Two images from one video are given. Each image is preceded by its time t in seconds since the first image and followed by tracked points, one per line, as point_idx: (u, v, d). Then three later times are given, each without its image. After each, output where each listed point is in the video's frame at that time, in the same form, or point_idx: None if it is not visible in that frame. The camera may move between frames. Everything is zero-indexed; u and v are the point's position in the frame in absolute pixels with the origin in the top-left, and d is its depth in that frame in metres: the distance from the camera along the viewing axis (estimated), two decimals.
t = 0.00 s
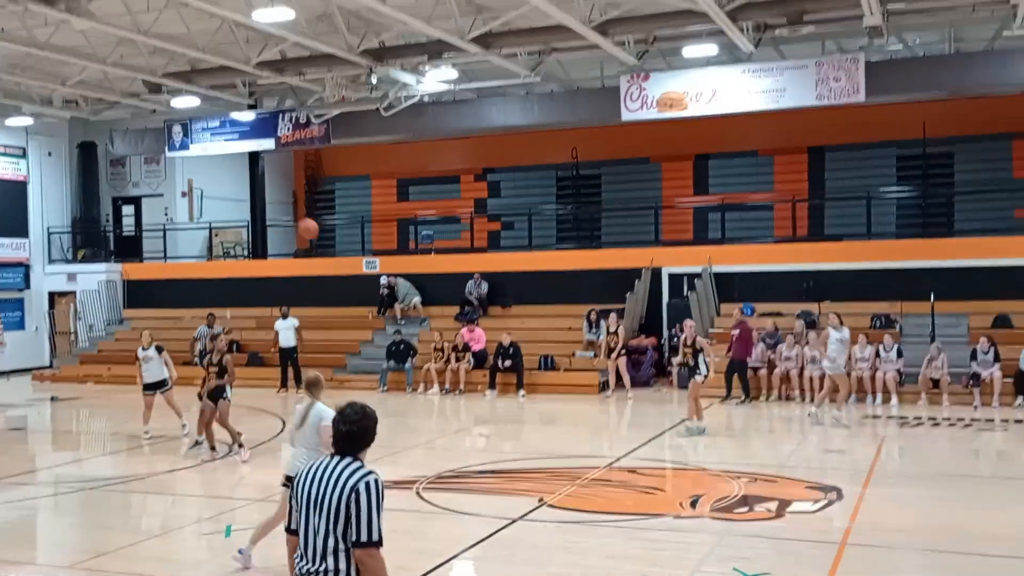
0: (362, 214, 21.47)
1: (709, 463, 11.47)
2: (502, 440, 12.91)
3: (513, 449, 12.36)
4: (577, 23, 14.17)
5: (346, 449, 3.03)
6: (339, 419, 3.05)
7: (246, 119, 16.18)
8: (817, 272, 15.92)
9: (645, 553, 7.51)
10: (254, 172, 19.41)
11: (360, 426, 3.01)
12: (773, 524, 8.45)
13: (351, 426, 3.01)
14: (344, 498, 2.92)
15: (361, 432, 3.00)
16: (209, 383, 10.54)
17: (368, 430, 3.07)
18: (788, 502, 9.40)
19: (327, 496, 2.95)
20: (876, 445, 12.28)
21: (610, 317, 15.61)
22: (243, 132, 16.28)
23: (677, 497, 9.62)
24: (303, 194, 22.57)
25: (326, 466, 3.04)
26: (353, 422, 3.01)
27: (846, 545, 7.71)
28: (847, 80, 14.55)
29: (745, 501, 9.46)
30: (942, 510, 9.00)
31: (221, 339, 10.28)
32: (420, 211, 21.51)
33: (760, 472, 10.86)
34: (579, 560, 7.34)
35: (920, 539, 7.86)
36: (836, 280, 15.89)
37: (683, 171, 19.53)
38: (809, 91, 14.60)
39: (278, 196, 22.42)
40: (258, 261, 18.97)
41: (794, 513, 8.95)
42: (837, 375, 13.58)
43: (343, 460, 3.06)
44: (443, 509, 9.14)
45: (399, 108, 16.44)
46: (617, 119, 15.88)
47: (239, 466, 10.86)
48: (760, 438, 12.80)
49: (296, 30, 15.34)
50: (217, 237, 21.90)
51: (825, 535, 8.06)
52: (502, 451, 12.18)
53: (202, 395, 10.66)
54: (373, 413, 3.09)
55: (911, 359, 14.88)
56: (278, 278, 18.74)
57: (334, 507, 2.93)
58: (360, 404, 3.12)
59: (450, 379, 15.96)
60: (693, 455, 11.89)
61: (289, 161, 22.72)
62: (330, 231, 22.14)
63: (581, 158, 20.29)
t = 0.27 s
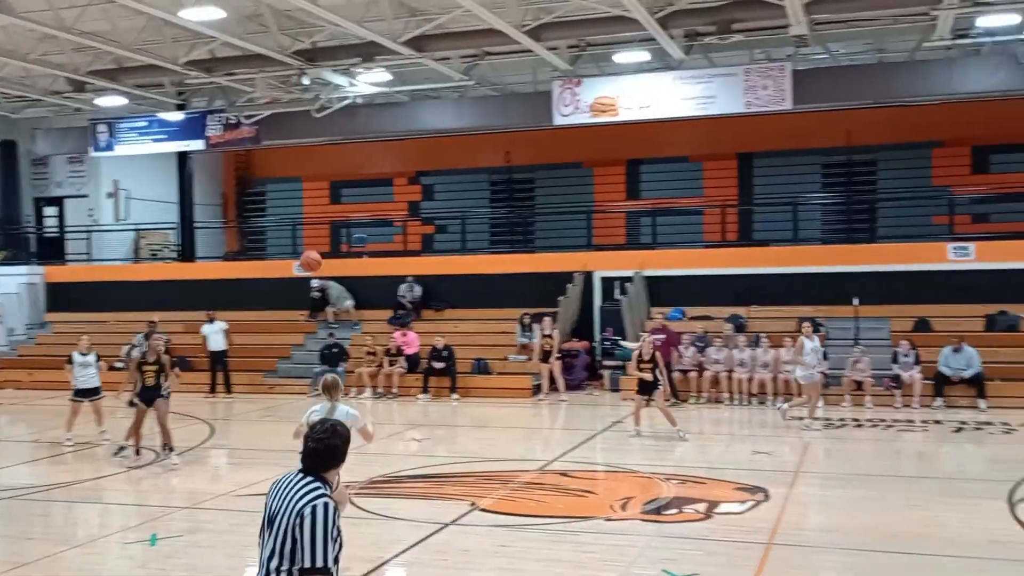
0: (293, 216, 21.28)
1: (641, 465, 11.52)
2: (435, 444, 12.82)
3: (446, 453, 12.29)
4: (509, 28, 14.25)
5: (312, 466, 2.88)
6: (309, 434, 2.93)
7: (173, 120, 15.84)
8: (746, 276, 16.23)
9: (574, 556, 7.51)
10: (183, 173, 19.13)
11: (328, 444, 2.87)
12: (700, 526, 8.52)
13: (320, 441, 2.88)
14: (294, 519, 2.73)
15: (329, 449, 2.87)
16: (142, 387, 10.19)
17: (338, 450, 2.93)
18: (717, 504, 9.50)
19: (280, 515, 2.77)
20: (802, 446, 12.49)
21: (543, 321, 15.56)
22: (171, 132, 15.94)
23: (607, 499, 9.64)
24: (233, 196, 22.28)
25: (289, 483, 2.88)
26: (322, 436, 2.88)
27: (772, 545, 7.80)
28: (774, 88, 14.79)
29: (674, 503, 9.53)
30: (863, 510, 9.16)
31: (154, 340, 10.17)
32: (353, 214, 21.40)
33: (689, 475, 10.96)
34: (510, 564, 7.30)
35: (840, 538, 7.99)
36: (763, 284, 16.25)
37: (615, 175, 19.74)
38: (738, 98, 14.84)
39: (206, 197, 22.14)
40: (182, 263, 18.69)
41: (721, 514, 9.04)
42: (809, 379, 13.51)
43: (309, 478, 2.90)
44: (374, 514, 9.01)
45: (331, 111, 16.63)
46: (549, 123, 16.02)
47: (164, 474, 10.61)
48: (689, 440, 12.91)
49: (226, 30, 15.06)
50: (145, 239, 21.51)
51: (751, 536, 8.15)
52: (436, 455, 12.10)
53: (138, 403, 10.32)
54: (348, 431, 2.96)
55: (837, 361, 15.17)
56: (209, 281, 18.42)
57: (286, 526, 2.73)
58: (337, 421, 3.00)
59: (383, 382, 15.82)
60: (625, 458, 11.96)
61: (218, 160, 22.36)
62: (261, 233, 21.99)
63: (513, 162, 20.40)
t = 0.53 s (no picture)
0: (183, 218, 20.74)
1: (536, 469, 11.50)
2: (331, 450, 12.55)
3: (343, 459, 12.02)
4: (406, 31, 14.27)
5: (270, 475, 3.03)
6: (272, 443, 3.10)
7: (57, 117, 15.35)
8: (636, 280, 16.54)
9: (469, 560, 7.47)
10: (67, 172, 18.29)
11: (288, 453, 3.04)
12: (593, 527, 8.59)
13: (281, 447, 3.04)
14: (247, 526, 2.85)
15: (288, 456, 3.03)
16: (45, 405, 10.20)
17: (299, 459, 3.08)
18: (609, 505, 9.59)
19: (236, 523, 2.91)
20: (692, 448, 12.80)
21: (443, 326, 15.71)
22: (54, 130, 15.42)
23: (501, 503, 9.61)
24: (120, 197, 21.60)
25: (250, 492, 3.02)
26: (282, 443, 3.05)
27: (664, 545, 7.91)
28: (667, 96, 15.13)
29: (568, 505, 9.58)
30: (753, 509, 9.38)
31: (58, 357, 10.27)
32: (246, 214, 21.07)
33: (583, 477, 11.04)
34: (403, 570, 7.18)
35: (727, 535, 8.20)
36: (654, 287, 16.58)
37: (511, 180, 19.85)
38: (632, 106, 15.12)
39: (92, 197, 21.30)
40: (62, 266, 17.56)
41: (614, 516, 9.11)
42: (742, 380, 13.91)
43: (269, 486, 3.04)
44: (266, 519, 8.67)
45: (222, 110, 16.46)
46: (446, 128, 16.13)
47: (37, 488, 10.08)
48: (588, 443, 13.01)
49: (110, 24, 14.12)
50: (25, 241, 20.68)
51: (642, 536, 8.26)
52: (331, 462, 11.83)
53: (38, 419, 10.30)
54: (309, 441, 3.13)
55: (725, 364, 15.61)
56: (96, 285, 17.79)
57: (238, 532, 2.87)
58: (298, 431, 3.17)
59: (277, 388, 15.61)
60: (522, 461, 11.98)
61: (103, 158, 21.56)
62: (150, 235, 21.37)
63: (411, 166, 20.35)
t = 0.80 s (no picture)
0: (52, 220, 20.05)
1: (421, 475, 11.42)
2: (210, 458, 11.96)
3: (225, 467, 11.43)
4: (288, 32, 14.10)
5: (225, 484, 2.87)
6: (226, 449, 2.93)
7: None
8: (520, 287, 16.63)
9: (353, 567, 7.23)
10: None
11: (240, 462, 2.86)
12: (475, 531, 8.54)
13: (231, 456, 2.86)
14: (197, 540, 2.73)
15: (242, 466, 2.86)
16: None
17: (253, 465, 2.90)
18: (490, 510, 9.55)
19: (187, 535, 2.78)
20: (571, 450, 12.97)
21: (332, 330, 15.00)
22: None
23: (383, 508, 9.49)
24: None
25: (204, 502, 2.86)
26: (233, 452, 2.87)
27: (546, 548, 7.92)
28: (549, 104, 15.49)
29: (450, 510, 9.50)
30: (630, 510, 9.53)
31: None
32: (121, 217, 20.48)
33: (466, 482, 11.01)
34: None
35: (601, 537, 8.30)
36: (538, 294, 16.68)
37: (396, 185, 19.78)
38: (515, 113, 15.44)
39: None
40: None
41: (497, 520, 9.07)
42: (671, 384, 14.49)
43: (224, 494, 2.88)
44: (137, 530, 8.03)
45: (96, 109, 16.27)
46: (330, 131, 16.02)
47: None
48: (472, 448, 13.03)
49: None
50: None
51: (523, 539, 8.27)
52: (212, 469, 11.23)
53: None
54: (264, 448, 2.95)
55: (607, 368, 16.00)
56: None
57: (192, 546, 2.74)
58: (252, 437, 2.99)
59: (152, 396, 15.14)
60: (404, 466, 11.84)
61: None
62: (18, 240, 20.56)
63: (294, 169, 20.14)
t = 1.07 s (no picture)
0: None
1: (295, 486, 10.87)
2: (71, 474, 11.14)
3: (87, 484, 10.57)
4: (157, 32, 13.55)
5: (185, 488, 2.97)
6: (188, 451, 3.03)
7: None
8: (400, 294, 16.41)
9: None
10: None
11: (199, 466, 2.97)
12: (351, 542, 8.43)
13: (188, 462, 2.96)
14: (154, 541, 2.86)
15: (200, 471, 2.96)
16: None
17: (211, 469, 3.00)
18: (368, 519, 9.38)
19: (147, 535, 2.91)
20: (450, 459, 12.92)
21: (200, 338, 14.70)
22: None
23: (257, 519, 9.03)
24: None
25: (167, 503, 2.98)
26: (192, 456, 2.98)
27: (425, 555, 7.97)
28: (430, 111, 15.49)
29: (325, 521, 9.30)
30: (508, 515, 9.59)
31: None
32: None
33: (342, 491, 10.73)
34: None
35: (481, 543, 8.41)
36: (416, 300, 16.71)
37: (271, 190, 19.98)
38: (394, 120, 15.38)
39: None
40: None
41: (374, 529, 8.99)
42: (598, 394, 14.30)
43: (184, 497, 2.99)
44: None
45: None
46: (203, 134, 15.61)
47: None
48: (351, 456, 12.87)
49: None
50: None
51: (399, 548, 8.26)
52: (71, 486, 10.38)
53: None
54: (224, 452, 3.06)
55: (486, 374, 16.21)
56: None
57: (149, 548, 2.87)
58: (213, 440, 3.10)
59: (8, 408, 14.42)
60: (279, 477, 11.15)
61: None
62: None
63: (165, 173, 20.04)
